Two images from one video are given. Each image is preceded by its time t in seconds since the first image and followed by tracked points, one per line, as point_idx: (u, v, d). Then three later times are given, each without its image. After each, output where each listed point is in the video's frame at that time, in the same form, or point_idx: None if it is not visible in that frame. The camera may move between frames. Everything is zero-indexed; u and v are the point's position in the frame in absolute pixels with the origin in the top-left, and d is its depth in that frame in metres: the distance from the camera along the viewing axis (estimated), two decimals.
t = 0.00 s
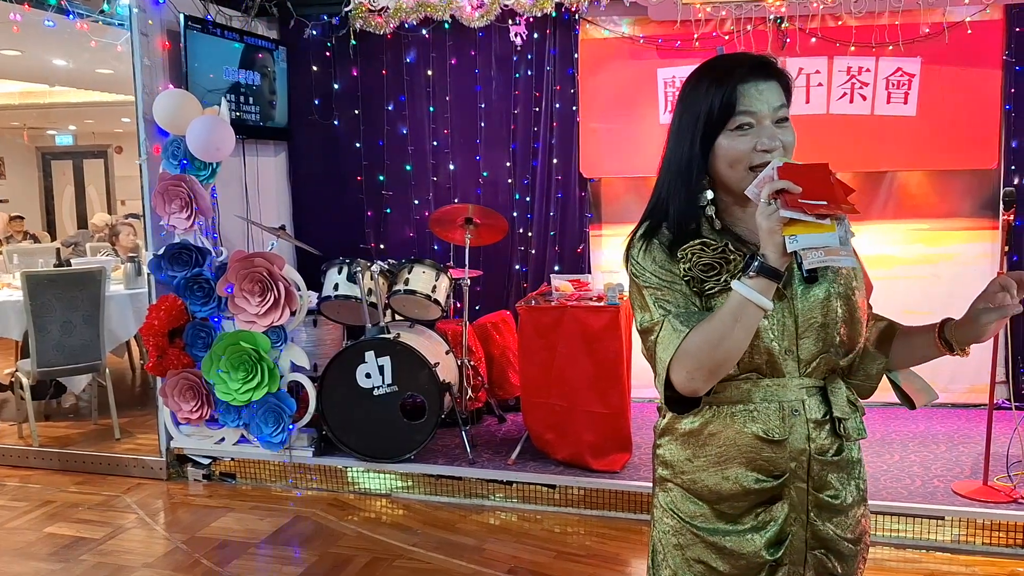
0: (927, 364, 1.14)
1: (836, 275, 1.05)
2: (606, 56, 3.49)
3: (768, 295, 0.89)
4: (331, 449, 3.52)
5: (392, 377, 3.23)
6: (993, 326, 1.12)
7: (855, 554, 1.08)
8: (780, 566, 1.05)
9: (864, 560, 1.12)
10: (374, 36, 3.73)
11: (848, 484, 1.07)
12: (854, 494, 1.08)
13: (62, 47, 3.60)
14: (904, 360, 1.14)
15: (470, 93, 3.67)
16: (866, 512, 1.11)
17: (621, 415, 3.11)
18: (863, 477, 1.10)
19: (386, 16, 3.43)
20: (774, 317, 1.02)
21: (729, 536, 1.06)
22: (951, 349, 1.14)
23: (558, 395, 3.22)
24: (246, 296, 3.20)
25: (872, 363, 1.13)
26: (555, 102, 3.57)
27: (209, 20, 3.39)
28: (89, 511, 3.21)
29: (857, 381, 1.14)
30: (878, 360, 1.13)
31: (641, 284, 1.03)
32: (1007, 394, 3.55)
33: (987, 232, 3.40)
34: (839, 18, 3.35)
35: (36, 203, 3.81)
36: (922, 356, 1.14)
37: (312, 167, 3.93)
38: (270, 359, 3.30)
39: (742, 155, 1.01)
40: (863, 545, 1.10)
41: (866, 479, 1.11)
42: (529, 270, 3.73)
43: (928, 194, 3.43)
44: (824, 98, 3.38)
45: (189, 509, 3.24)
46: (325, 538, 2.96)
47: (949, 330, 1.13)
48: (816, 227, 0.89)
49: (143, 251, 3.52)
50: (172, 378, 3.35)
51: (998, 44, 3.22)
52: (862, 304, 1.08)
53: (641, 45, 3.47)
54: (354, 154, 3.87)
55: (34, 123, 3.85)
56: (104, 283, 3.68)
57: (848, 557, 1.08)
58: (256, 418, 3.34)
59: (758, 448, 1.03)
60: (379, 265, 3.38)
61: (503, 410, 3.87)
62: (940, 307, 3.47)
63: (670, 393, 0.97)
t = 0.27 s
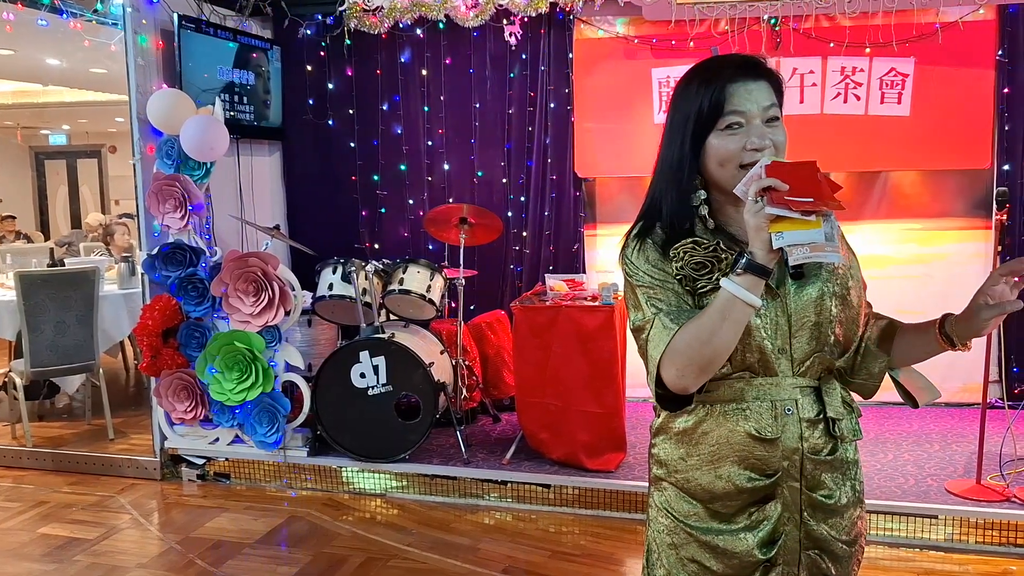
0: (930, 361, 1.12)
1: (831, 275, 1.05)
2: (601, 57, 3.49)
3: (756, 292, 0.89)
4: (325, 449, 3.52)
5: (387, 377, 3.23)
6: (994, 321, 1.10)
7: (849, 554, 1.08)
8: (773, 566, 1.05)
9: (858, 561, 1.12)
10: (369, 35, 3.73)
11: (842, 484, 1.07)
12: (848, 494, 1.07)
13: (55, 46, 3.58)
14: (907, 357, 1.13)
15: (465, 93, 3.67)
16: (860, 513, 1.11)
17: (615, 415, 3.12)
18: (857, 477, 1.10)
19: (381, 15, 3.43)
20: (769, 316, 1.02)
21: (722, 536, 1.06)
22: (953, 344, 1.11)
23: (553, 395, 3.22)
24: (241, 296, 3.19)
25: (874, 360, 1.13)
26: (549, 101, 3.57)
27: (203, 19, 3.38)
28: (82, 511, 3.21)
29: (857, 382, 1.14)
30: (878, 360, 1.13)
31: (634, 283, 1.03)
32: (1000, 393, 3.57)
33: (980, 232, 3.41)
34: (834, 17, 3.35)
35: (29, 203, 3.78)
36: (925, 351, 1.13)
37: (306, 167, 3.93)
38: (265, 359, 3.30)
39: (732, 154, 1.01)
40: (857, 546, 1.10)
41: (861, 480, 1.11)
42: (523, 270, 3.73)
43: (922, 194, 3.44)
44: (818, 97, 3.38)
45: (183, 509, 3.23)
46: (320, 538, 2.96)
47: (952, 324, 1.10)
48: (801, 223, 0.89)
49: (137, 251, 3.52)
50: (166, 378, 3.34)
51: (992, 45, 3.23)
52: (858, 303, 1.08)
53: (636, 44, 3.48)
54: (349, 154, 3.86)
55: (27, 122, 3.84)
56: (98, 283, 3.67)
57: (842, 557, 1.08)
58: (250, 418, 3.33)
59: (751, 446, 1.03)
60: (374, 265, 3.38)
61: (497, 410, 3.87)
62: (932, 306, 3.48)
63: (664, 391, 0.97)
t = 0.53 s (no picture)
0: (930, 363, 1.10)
1: (823, 274, 1.04)
2: (593, 56, 3.49)
3: (734, 289, 0.89)
4: (317, 449, 3.51)
5: (379, 376, 3.23)
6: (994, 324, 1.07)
7: (840, 556, 1.06)
8: (759, 565, 1.05)
9: (852, 565, 1.10)
10: (361, 35, 3.72)
11: (832, 485, 1.06)
12: (839, 495, 1.06)
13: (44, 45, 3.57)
14: (907, 359, 1.11)
15: (457, 92, 3.67)
16: (853, 515, 1.10)
17: (607, 414, 3.12)
18: (850, 478, 1.09)
19: (373, 14, 3.42)
20: (758, 314, 1.02)
21: (709, 534, 1.05)
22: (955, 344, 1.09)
23: (545, 395, 3.22)
24: (232, 296, 3.18)
25: (873, 362, 1.11)
26: (541, 101, 3.57)
27: (194, 18, 3.37)
28: (73, 512, 3.19)
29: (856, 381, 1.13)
30: (879, 360, 1.11)
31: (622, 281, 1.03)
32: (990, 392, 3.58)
33: (971, 231, 3.42)
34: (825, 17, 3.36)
35: (19, 203, 3.71)
36: (926, 353, 1.10)
37: (298, 166, 3.92)
38: (256, 358, 3.29)
39: (716, 152, 1.01)
40: (849, 549, 1.08)
41: (854, 481, 1.10)
42: (516, 269, 3.73)
43: (913, 192, 3.45)
44: (809, 97, 3.39)
45: (174, 510, 3.23)
46: (312, 538, 2.95)
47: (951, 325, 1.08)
48: (779, 221, 0.89)
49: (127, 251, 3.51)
50: (157, 378, 3.33)
51: (981, 44, 3.24)
52: (852, 303, 1.07)
53: (627, 44, 3.48)
54: (341, 153, 3.85)
55: (17, 121, 3.71)
56: (88, 283, 3.66)
57: (833, 558, 1.06)
58: (241, 418, 3.32)
59: (737, 443, 1.03)
60: (366, 265, 3.37)
61: (490, 410, 3.86)
62: (922, 305, 3.50)
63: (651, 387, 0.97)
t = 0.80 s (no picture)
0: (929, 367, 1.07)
1: (808, 276, 1.04)
2: (581, 57, 3.50)
3: (693, 290, 0.90)
4: (306, 449, 3.50)
5: (368, 377, 3.22)
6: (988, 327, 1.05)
7: (819, 559, 1.06)
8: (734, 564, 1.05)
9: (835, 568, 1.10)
10: (350, 35, 3.72)
11: (812, 487, 1.05)
12: (819, 498, 1.06)
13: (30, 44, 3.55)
14: (907, 364, 1.07)
15: (446, 92, 3.67)
16: (836, 519, 1.09)
17: (596, 413, 3.13)
18: (834, 481, 1.08)
19: (361, 14, 3.42)
20: (738, 314, 1.02)
21: (684, 531, 1.06)
22: (952, 349, 1.05)
23: (534, 395, 3.22)
24: (220, 296, 3.18)
25: (873, 364, 1.08)
26: (530, 101, 3.57)
27: (182, 18, 3.36)
28: (61, 514, 3.18)
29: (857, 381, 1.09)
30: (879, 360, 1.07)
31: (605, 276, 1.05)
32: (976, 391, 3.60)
33: (957, 231, 3.45)
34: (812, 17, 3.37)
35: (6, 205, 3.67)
36: (924, 359, 1.06)
37: (287, 166, 3.91)
38: (245, 359, 3.28)
39: (672, 153, 1.03)
40: (832, 553, 1.08)
41: (838, 485, 1.09)
42: (505, 269, 3.73)
43: (899, 193, 3.46)
44: (796, 97, 3.41)
45: (163, 511, 3.22)
46: (301, 539, 2.95)
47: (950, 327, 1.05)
48: (733, 222, 0.88)
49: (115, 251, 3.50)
50: (145, 379, 3.32)
51: (968, 45, 3.26)
52: (846, 305, 1.07)
53: (616, 44, 3.48)
54: (330, 153, 3.85)
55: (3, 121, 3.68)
56: (76, 283, 3.65)
57: (812, 561, 1.06)
58: (230, 419, 3.32)
59: (713, 442, 1.04)
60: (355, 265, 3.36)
61: (480, 409, 3.86)
62: (909, 304, 3.52)
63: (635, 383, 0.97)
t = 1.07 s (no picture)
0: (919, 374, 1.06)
1: (785, 278, 1.05)
2: (567, 57, 3.50)
3: (619, 283, 0.97)
4: (293, 450, 3.50)
5: (355, 377, 3.22)
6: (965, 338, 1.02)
7: (786, 561, 1.07)
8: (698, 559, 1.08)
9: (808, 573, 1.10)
10: (336, 34, 3.71)
11: (779, 490, 1.06)
12: (787, 501, 1.07)
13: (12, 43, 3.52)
14: (897, 372, 1.07)
15: (432, 92, 3.67)
16: (809, 523, 1.09)
17: (582, 413, 3.14)
18: (807, 486, 1.08)
19: (347, 14, 3.41)
20: (710, 314, 1.05)
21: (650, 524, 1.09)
22: (938, 358, 1.04)
23: (520, 395, 3.22)
24: (206, 297, 3.16)
25: (864, 370, 1.08)
26: (517, 101, 3.57)
27: (166, 18, 3.35)
28: (45, 516, 3.16)
29: (844, 381, 1.11)
30: (869, 367, 1.08)
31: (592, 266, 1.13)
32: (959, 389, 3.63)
33: (941, 230, 3.47)
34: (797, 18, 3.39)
35: None
36: (914, 366, 1.06)
37: (273, 167, 3.90)
38: (231, 360, 3.27)
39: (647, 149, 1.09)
40: (802, 557, 1.08)
41: (813, 489, 1.09)
42: (492, 269, 3.73)
43: (884, 192, 3.48)
44: (782, 98, 3.42)
45: (149, 513, 3.20)
46: (288, 540, 2.94)
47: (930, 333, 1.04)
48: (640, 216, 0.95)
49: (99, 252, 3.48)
50: (130, 380, 3.30)
51: (951, 46, 3.29)
52: (837, 307, 1.09)
53: (602, 45, 3.49)
54: (316, 153, 3.84)
55: None
56: (60, 284, 3.62)
57: (777, 563, 1.07)
58: (217, 420, 3.31)
59: (678, 439, 1.07)
60: (342, 265, 3.36)
61: (467, 409, 3.86)
62: (894, 303, 3.54)
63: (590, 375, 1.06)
